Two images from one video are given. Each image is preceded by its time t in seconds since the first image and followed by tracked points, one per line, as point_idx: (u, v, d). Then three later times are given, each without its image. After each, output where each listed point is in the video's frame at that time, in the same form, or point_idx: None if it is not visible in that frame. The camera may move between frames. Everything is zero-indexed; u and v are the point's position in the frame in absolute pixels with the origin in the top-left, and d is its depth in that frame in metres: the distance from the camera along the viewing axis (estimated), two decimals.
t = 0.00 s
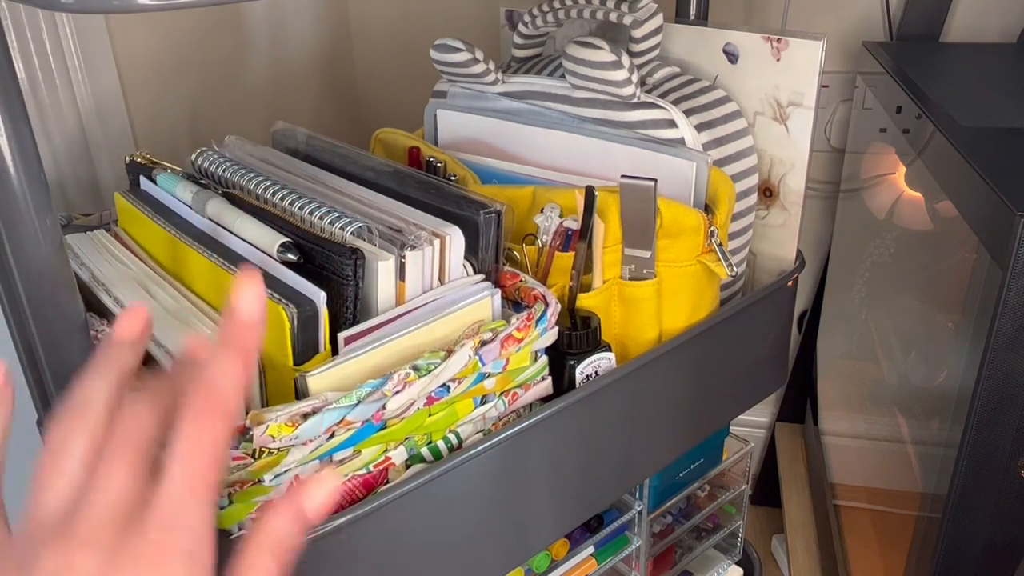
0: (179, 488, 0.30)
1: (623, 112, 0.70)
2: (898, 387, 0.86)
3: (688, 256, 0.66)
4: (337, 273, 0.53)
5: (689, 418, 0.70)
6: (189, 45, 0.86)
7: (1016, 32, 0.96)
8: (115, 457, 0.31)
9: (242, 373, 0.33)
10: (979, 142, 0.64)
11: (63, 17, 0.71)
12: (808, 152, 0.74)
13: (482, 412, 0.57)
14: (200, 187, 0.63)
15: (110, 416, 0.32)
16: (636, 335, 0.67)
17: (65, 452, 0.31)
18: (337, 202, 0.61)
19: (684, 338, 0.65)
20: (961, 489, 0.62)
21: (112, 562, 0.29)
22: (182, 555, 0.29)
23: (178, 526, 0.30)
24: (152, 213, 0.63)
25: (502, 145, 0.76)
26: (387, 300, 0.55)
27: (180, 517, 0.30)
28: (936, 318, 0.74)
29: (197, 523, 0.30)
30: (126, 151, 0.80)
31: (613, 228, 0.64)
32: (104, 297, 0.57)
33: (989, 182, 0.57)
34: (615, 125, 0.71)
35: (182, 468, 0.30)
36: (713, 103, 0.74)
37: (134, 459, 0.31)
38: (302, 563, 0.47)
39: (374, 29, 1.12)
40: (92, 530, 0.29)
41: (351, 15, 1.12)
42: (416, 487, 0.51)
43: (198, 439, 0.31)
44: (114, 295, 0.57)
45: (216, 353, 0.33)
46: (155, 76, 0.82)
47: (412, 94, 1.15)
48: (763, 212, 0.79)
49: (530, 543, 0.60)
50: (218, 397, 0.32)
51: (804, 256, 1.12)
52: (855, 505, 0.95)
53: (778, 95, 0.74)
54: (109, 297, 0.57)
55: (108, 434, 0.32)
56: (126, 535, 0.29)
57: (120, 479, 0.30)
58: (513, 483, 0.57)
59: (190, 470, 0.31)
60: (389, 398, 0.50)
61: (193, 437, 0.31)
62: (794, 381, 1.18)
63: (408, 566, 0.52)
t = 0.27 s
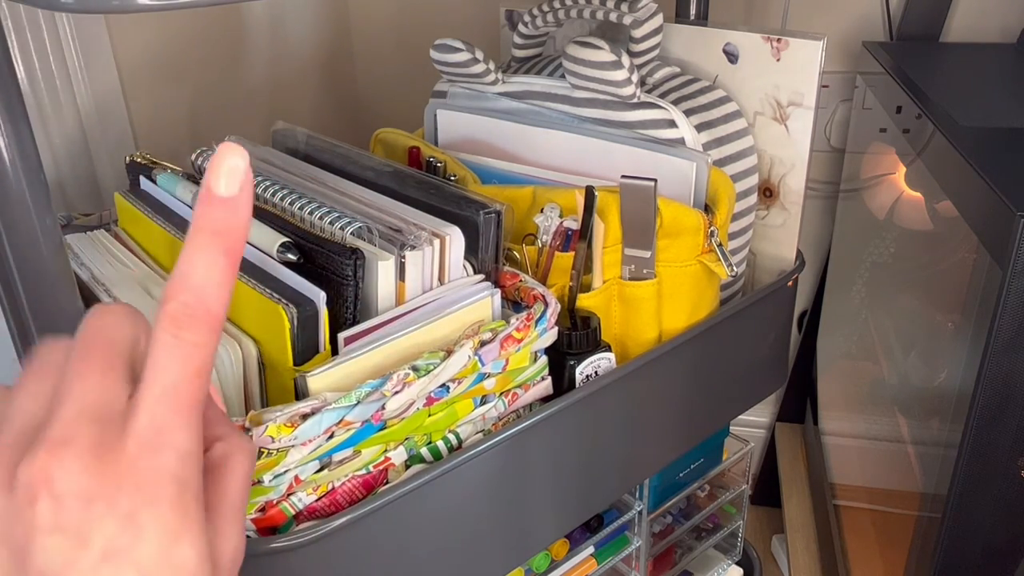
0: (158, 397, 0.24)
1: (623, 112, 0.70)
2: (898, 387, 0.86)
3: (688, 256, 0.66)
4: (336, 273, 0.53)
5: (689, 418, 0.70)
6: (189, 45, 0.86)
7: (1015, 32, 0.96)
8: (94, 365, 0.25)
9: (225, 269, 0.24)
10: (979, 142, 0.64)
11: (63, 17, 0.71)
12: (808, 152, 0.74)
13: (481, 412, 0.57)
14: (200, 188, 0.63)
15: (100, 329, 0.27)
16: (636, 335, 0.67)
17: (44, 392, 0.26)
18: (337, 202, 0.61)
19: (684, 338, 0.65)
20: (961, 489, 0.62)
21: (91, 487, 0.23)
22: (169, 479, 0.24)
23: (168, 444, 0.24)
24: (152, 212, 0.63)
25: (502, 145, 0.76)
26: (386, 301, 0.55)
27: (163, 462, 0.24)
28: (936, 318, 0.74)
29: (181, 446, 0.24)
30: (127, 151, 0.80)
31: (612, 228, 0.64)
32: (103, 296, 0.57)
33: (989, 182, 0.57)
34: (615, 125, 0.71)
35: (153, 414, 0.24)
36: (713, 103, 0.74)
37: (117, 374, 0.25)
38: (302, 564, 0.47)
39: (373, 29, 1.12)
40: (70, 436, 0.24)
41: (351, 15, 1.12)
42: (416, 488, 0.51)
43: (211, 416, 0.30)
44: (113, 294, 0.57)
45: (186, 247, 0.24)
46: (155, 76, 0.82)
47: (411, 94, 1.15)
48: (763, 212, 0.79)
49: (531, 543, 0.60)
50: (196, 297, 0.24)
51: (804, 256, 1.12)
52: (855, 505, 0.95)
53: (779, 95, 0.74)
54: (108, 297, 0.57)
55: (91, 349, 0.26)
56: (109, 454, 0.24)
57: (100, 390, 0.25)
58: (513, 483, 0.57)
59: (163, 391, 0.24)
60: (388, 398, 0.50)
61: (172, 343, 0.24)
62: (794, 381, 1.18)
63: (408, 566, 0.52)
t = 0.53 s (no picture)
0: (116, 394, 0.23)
1: (623, 112, 0.70)
2: (898, 387, 0.86)
3: (688, 256, 0.66)
4: (336, 273, 0.53)
5: (689, 418, 0.70)
6: (189, 45, 0.86)
7: (1015, 32, 0.96)
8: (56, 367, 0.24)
9: (174, 259, 0.22)
10: (979, 142, 0.64)
11: (63, 17, 0.71)
12: (808, 152, 0.74)
13: (481, 412, 0.57)
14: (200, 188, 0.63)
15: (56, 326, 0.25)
16: (636, 334, 0.67)
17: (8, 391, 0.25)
18: (337, 202, 0.61)
19: (684, 338, 0.65)
20: (961, 489, 0.62)
21: (73, 496, 0.23)
22: (152, 476, 0.23)
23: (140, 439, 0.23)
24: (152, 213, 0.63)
25: (502, 145, 0.76)
26: (386, 301, 0.55)
27: (133, 456, 0.23)
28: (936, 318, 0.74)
29: (160, 443, 0.23)
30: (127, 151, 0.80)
31: (612, 228, 0.64)
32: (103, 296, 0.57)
33: (989, 182, 0.57)
34: (615, 125, 0.71)
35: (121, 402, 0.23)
36: (713, 103, 0.74)
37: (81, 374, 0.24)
38: (302, 564, 0.47)
39: (374, 29, 1.12)
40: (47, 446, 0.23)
41: (350, 15, 1.12)
42: (416, 488, 0.51)
43: (192, 400, 0.29)
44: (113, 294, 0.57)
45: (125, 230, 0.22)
46: (155, 76, 0.82)
47: (411, 94, 1.15)
48: (763, 212, 0.79)
49: (531, 543, 0.60)
50: (145, 288, 0.22)
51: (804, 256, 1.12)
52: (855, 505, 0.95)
53: (779, 95, 0.74)
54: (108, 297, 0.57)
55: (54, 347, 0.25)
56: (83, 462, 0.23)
57: (68, 388, 0.24)
58: (513, 483, 0.57)
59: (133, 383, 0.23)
60: (388, 398, 0.50)
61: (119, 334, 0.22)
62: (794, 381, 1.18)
63: (408, 566, 0.52)
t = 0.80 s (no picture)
0: (55, 408, 0.26)
1: (623, 112, 0.70)
2: (898, 387, 0.86)
3: (688, 256, 0.66)
4: (337, 273, 0.53)
5: (689, 418, 0.70)
6: (189, 45, 0.86)
7: (1016, 32, 0.96)
8: None
9: (89, 269, 0.25)
10: (979, 142, 0.64)
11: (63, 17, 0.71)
12: (808, 152, 0.74)
13: (481, 412, 0.57)
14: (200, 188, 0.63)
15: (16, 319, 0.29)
16: (636, 334, 0.67)
17: None
18: (336, 202, 0.61)
19: (684, 338, 0.65)
20: (961, 489, 0.62)
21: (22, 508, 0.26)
22: (95, 484, 0.26)
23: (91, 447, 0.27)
24: (152, 213, 0.63)
25: (502, 145, 0.76)
26: (386, 301, 0.55)
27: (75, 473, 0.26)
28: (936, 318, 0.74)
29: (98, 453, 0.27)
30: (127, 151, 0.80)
31: (612, 228, 0.64)
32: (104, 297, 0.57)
33: (989, 182, 0.57)
34: (615, 125, 0.71)
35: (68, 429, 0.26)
36: (713, 103, 0.74)
37: (18, 394, 0.27)
38: (301, 564, 0.47)
39: (374, 29, 1.12)
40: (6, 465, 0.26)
41: (351, 14, 1.12)
42: (416, 488, 0.51)
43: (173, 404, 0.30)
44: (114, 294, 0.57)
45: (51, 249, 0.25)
46: (155, 76, 0.82)
47: (412, 94, 1.15)
48: (763, 212, 0.79)
49: (531, 543, 0.60)
50: (64, 300, 0.25)
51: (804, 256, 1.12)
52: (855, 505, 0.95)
53: (778, 95, 0.74)
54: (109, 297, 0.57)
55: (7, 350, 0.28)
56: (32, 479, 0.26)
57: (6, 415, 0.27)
58: (512, 484, 0.57)
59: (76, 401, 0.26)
60: (388, 398, 0.50)
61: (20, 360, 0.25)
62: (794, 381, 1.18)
63: (407, 566, 0.52)
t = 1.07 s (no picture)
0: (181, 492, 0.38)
1: (623, 112, 0.70)
2: (898, 387, 0.86)
3: (688, 256, 0.66)
4: (337, 273, 0.53)
5: (689, 418, 0.70)
6: (189, 45, 0.86)
7: (1016, 32, 0.96)
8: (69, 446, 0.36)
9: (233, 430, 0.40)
10: (979, 142, 0.64)
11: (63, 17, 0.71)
12: (808, 152, 0.74)
13: (481, 412, 0.57)
14: (200, 187, 0.63)
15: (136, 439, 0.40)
16: (636, 334, 0.67)
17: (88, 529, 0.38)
18: (337, 201, 0.61)
19: (684, 338, 0.65)
20: (961, 489, 0.62)
21: None
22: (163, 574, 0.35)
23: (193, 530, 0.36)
24: (152, 212, 0.63)
25: (502, 145, 0.76)
26: (386, 300, 0.55)
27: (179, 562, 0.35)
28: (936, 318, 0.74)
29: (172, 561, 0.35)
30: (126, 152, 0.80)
31: (612, 228, 0.64)
32: (104, 297, 0.57)
33: (989, 182, 0.57)
34: (615, 125, 0.71)
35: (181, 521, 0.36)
36: (713, 103, 0.74)
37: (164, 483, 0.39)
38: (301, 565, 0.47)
39: (374, 28, 1.12)
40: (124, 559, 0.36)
41: (350, 14, 1.12)
42: (415, 488, 0.51)
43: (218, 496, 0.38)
44: (114, 294, 0.57)
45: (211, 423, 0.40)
46: (155, 76, 0.82)
47: (411, 94, 1.15)
48: (763, 212, 0.79)
49: (530, 543, 0.60)
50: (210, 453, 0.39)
51: (804, 256, 1.12)
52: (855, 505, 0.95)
53: (778, 95, 0.74)
54: (109, 297, 0.57)
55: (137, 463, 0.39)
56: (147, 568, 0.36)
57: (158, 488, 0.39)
58: (512, 484, 0.57)
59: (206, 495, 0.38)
60: (388, 398, 0.50)
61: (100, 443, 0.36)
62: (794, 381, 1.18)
63: (407, 567, 0.52)
